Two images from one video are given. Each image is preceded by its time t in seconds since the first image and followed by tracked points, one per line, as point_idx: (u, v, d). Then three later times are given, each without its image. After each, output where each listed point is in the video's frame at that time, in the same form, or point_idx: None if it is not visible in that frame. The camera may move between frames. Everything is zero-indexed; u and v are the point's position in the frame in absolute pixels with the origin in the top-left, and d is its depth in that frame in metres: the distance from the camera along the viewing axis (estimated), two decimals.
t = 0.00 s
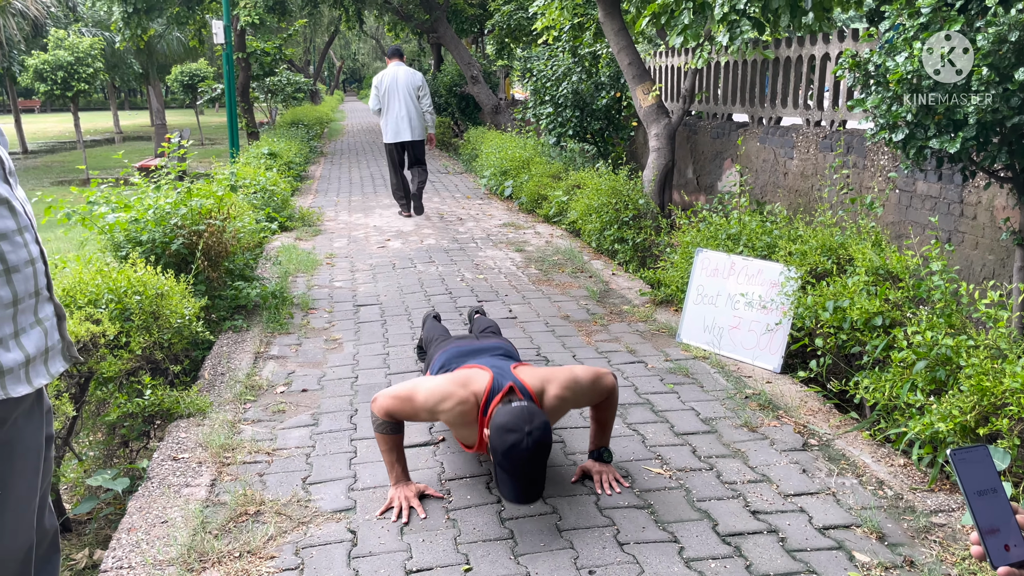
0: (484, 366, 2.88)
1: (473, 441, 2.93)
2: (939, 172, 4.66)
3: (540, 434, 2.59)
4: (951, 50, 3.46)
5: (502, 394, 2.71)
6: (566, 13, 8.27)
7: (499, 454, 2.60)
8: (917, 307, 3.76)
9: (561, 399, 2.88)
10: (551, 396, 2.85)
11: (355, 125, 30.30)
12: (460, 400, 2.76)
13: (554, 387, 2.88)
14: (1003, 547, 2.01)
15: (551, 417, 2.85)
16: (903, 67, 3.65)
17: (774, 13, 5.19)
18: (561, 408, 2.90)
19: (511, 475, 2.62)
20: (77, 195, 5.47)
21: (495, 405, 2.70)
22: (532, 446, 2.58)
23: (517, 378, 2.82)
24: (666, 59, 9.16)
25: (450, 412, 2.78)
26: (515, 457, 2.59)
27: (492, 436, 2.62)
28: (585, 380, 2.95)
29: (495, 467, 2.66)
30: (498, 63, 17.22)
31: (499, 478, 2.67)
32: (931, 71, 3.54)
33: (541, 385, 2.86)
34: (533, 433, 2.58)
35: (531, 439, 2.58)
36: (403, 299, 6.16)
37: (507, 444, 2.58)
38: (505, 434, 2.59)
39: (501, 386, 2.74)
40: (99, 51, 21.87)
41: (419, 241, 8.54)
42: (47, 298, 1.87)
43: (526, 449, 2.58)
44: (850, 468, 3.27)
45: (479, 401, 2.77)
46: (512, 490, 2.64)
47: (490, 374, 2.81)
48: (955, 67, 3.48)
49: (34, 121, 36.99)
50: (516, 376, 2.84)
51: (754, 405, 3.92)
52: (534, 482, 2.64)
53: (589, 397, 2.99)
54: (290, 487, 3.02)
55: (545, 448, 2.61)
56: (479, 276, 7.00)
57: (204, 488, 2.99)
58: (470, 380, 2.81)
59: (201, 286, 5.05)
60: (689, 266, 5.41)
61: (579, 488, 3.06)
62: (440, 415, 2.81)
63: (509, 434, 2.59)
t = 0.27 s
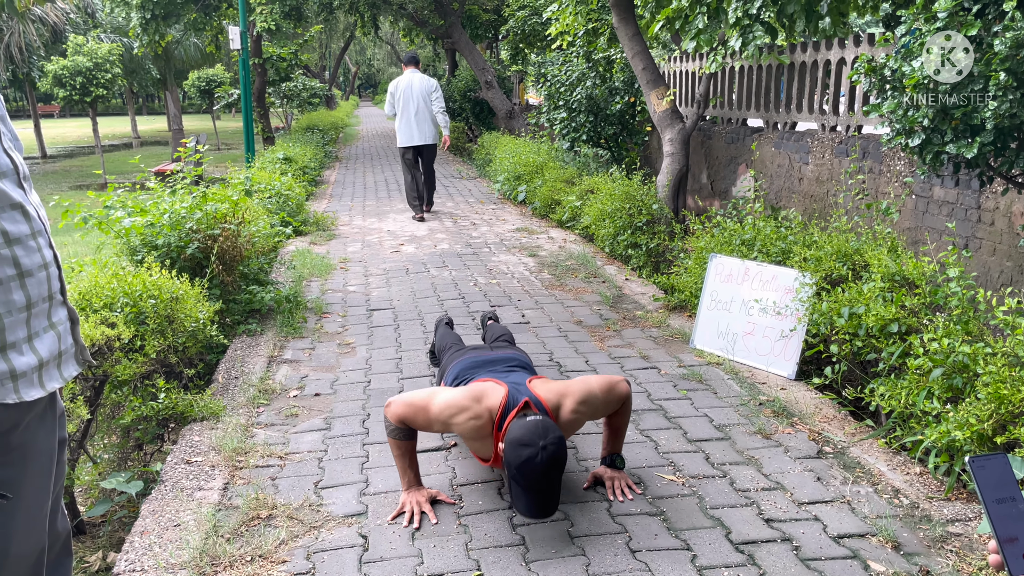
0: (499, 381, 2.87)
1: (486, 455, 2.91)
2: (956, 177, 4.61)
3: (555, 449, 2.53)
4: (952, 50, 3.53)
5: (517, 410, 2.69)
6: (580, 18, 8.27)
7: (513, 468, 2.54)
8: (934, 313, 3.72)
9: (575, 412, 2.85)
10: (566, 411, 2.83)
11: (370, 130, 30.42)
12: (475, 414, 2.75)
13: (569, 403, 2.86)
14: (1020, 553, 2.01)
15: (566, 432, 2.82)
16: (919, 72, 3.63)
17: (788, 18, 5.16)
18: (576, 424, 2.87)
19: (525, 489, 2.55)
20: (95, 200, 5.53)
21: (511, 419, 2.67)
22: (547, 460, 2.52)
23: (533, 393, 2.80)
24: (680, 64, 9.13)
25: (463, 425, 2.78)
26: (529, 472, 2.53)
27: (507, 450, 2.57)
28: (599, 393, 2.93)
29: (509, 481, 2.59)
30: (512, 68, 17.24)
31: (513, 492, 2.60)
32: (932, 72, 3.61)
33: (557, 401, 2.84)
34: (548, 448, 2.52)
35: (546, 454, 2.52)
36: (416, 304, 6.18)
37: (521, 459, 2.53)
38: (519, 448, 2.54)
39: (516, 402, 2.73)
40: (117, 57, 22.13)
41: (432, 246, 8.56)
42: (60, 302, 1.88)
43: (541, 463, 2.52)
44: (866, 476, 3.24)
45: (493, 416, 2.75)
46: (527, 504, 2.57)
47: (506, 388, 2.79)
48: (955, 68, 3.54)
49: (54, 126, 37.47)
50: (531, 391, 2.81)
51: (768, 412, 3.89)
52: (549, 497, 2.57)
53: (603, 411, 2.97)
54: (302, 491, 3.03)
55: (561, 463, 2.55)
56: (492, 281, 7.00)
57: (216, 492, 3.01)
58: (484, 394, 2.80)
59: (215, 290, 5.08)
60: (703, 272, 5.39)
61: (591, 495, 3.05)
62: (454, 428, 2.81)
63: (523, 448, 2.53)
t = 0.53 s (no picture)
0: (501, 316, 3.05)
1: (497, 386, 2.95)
2: (969, 181, 4.58)
3: (559, 357, 2.60)
4: (951, 50, 3.58)
5: (518, 322, 2.85)
6: (590, 20, 8.27)
7: (518, 376, 2.60)
8: (946, 318, 3.69)
9: (579, 348, 2.93)
10: (570, 333, 2.94)
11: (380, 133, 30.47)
12: (477, 338, 2.85)
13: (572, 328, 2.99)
14: None
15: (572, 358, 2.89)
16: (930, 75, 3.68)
17: (799, 20, 5.14)
18: (581, 355, 2.94)
19: (531, 400, 2.58)
20: (106, 203, 5.56)
21: (512, 330, 2.83)
22: (551, 367, 2.58)
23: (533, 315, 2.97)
24: (690, 68, 9.11)
25: (471, 356, 2.85)
26: (534, 380, 2.57)
27: (512, 359, 2.64)
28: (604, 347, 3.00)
29: (514, 393, 2.63)
30: (522, 71, 17.23)
31: (518, 405, 2.63)
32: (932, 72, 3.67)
33: (560, 324, 2.98)
34: (552, 355, 2.60)
35: (551, 360, 2.59)
36: (425, 307, 6.18)
37: (526, 365, 2.59)
38: (524, 355, 2.62)
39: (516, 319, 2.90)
40: (129, 61, 22.28)
41: (441, 249, 8.57)
42: (71, 304, 1.89)
43: (545, 370, 2.58)
44: (877, 481, 3.21)
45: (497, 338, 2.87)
46: (531, 416, 2.59)
47: (507, 314, 2.95)
48: (955, 69, 3.60)
49: (67, 129, 37.77)
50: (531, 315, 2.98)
51: (779, 416, 3.87)
52: (555, 408, 2.59)
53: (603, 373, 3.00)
54: (311, 494, 3.04)
55: (565, 372, 2.60)
56: (502, 284, 7.00)
57: (226, 494, 3.02)
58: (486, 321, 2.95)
59: (225, 293, 5.10)
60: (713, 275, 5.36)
61: (600, 498, 3.04)
62: (466, 367, 2.86)
63: (528, 355, 2.61)
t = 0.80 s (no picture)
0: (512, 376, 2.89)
1: (499, 452, 2.91)
2: (974, 183, 4.57)
3: (566, 439, 2.58)
4: (951, 50, 3.63)
5: (529, 402, 2.71)
6: (595, 23, 8.27)
7: (525, 459, 2.60)
8: (952, 320, 3.69)
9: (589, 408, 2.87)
10: (578, 407, 2.84)
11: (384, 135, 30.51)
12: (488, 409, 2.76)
13: (582, 399, 2.87)
14: None
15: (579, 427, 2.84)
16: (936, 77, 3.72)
17: (804, 22, 5.14)
18: (589, 420, 2.89)
19: (538, 480, 2.61)
20: (112, 205, 5.58)
21: (523, 411, 2.70)
22: (558, 451, 2.57)
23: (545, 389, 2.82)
24: (695, 69, 9.11)
25: (476, 421, 2.78)
26: (542, 463, 2.59)
27: (519, 441, 2.62)
28: (613, 392, 2.94)
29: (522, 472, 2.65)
30: (527, 73, 17.24)
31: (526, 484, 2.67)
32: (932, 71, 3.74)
33: (569, 397, 2.85)
34: (559, 438, 2.57)
35: (557, 444, 2.57)
36: (430, 309, 6.19)
37: (533, 450, 2.58)
38: (530, 439, 2.59)
39: (527, 395, 2.75)
40: (135, 63, 22.36)
41: (446, 251, 8.57)
42: (80, 305, 1.90)
43: (552, 453, 2.57)
44: (883, 483, 3.21)
45: (506, 410, 2.77)
46: (540, 496, 2.64)
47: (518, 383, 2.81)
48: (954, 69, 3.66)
49: (73, 131, 37.91)
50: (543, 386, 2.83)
51: (784, 418, 3.87)
52: (561, 488, 2.63)
53: (615, 409, 2.99)
54: (317, 495, 3.05)
55: (572, 453, 2.59)
56: (506, 286, 7.00)
57: (232, 495, 3.03)
58: (496, 389, 2.81)
59: (231, 295, 5.12)
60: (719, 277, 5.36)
61: (606, 500, 3.04)
62: (466, 424, 2.81)
63: (534, 439, 2.58)
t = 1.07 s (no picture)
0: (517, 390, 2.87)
1: (504, 462, 2.90)
2: (975, 183, 4.57)
3: (570, 454, 2.56)
4: (951, 50, 3.64)
5: (533, 417, 2.71)
6: (596, 23, 8.28)
7: (530, 473, 2.57)
8: (954, 320, 3.69)
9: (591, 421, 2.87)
10: (582, 418, 2.84)
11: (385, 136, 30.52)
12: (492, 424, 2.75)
13: (586, 411, 2.87)
14: None
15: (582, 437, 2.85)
16: (939, 77, 3.72)
17: (805, 23, 5.14)
18: (592, 432, 2.89)
19: (542, 495, 2.59)
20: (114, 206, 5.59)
21: (527, 426, 2.69)
22: (562, 465, 2.54)
23: (549, 402, 2.81)
24: (696, 70, 9.11)
25: (480, 433, 2.78)
26: (545, 478, 2.56)
27: (522, 455, 2.60)
28: (616, 402, 2.94)
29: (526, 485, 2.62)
30: (528, 74, 17.25)
31: (529, 497, 2.64)
32: (933, 70, 3.75)
33: (573, 409, 2.85)
34: (563, 453, 2.55)
35: (561, 459, 2.55)
36: (432, 309, 6.19)
37: (537, 464, 2.55)
38: (534, 453, 2.57)
39: (531, 410, 2.74)
40: (136, 64, 22.39)
41: (448, 251, 8.58)
42: (86, 306, 1.91)
43: (556, 468, 2.54)
44: (885, 484, 3.21)
45: (510, 424, 2.76)
46: (543, 511, 2.61)
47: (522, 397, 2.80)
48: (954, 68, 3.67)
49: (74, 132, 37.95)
50: (546, 399, 2.83)
51: (786, 419, 3.87)
52: (566, 501, 2.60)
53: (619, 419, 2.99)
54: (320, 496, 3.05)
55: (576, 467, 2.57)
56: (508, 287, 7.00)
57: (235, 496, 3.04)
58: (500, 402, 2.81)
59: (234, 295, 5.13)
60: (720, 278, 5.37)
61: (608, 500, 3.04)
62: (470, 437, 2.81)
63: (538, 453, 2.56)
